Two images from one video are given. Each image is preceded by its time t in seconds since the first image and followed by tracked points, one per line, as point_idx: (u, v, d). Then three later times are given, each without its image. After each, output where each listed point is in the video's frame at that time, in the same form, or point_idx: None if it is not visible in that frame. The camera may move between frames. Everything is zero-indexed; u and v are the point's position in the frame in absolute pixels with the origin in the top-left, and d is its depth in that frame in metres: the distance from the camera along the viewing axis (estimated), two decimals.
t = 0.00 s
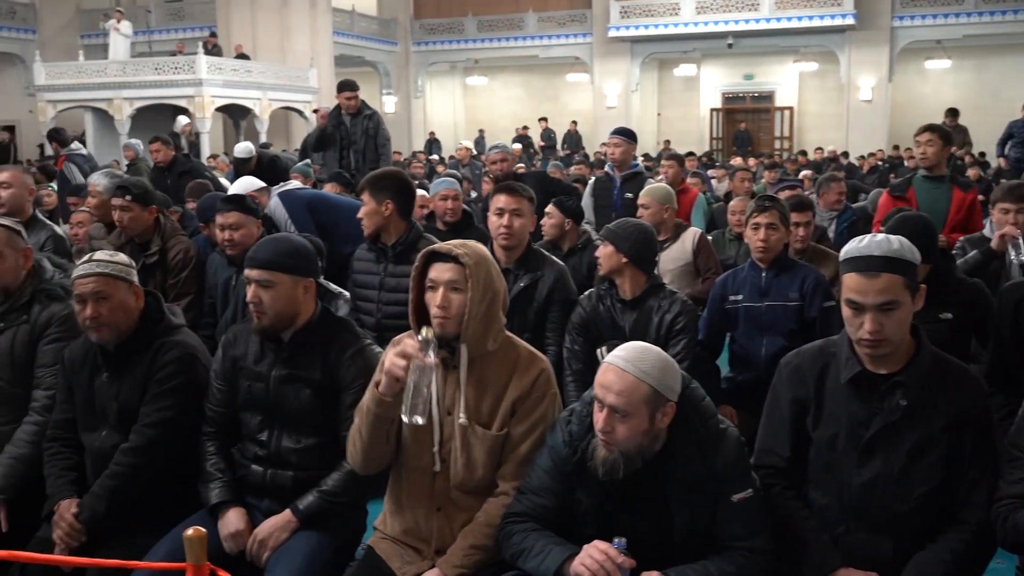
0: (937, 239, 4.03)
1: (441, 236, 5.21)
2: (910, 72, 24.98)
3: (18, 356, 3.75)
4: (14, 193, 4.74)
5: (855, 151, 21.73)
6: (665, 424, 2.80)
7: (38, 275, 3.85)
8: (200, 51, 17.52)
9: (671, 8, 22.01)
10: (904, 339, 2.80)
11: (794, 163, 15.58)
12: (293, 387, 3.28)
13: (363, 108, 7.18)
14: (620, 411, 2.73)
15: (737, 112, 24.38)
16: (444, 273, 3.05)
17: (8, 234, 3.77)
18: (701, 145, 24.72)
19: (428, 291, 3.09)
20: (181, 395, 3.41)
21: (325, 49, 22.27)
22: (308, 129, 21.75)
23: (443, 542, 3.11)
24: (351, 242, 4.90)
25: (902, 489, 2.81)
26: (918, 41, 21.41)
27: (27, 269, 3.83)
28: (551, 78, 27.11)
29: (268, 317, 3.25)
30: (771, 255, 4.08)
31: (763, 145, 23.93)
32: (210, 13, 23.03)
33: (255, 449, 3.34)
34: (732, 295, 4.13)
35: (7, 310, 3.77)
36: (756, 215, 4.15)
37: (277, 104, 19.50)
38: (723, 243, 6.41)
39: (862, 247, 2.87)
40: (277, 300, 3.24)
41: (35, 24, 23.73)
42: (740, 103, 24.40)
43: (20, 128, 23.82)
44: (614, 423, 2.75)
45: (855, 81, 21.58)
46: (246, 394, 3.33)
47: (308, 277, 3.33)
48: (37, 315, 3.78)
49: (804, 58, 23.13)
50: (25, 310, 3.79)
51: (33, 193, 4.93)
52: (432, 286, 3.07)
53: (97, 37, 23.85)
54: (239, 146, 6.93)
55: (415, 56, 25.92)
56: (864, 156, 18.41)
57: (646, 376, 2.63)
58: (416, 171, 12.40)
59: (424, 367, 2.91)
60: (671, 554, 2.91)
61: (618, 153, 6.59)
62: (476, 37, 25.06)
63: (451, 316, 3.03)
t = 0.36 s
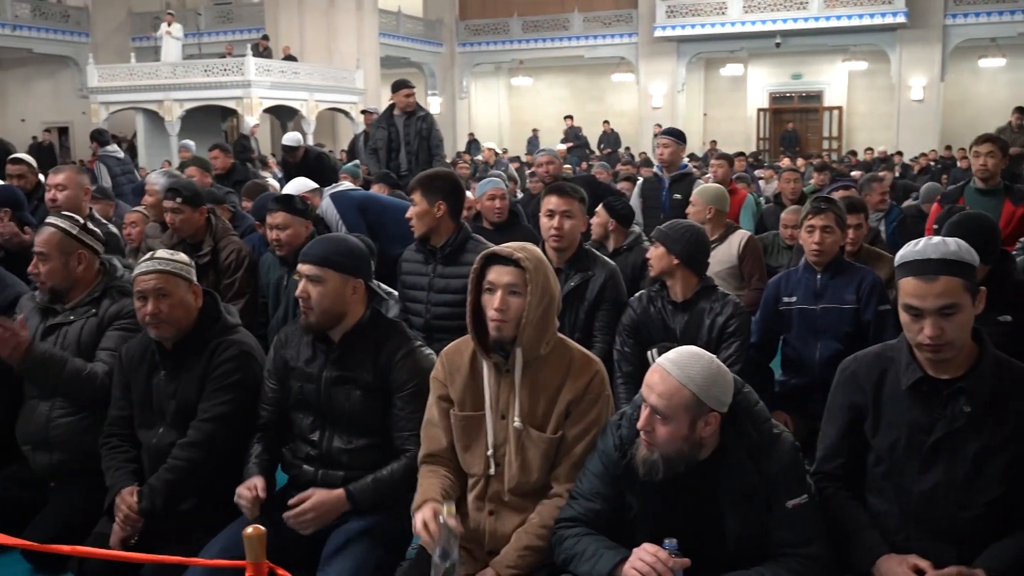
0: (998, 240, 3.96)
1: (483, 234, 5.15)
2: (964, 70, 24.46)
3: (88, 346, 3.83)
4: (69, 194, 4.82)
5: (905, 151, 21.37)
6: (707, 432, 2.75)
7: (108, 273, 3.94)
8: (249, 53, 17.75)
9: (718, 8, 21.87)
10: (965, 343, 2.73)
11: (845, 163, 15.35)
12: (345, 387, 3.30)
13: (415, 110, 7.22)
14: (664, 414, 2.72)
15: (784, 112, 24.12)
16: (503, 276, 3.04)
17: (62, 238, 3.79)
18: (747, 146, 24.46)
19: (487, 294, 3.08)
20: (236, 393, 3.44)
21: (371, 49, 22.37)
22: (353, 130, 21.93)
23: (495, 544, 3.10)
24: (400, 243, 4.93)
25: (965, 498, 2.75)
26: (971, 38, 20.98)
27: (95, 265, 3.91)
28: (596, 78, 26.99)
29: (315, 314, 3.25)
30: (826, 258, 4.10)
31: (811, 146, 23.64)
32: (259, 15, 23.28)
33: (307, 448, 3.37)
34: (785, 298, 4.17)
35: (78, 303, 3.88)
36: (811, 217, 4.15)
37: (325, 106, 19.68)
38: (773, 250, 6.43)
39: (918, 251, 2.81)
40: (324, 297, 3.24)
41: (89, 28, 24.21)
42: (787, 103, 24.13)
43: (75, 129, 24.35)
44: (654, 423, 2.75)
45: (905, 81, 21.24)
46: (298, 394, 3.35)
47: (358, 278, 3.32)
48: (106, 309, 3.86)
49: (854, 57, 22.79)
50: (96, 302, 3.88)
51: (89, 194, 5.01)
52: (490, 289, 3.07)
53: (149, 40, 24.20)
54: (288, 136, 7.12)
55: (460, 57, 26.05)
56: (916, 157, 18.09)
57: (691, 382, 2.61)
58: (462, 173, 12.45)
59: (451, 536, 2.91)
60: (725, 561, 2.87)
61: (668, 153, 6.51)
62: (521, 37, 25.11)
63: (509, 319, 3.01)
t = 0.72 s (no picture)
0: None
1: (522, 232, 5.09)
2: (1013, 69, 23.98)
3: (138, 343, 3.87)
4: (114, 194, 4.87)
5: (951, 152, 21.04)
6: (749, 439, 2.72)
7: (156, 272, 4.00)
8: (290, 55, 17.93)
9: (759, 8, 21.74)
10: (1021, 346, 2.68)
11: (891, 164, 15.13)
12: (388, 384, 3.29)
13: (462, 111, 7.27)
14: (703, 419, 2.70)
15: (826, 113, 23.88)
16: (551, 277, 3.02)
17: (103, 242, 3.83)
18: (789, 147, 24.21)
19: (534, 295, 3.07)
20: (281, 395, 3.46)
21: (410, 50, 22.49)
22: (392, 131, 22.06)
23: (538, 547, 3.08)
24: (444, 244, 4.94)
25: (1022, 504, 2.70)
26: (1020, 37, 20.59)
27: (144, 264, 3.97)
28: (636, 79, 26.87)
29: (359, 307, 3.25)
30: (875, 261, 4.06)
31: (854, 146, 23.40)
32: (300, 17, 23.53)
33: (350, 449, 3.36)
34: (834, 300, 4.15)
35: (127, 301, 3.94)
36: (860, 218, 4.10)
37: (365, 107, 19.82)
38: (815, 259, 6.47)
39: (966, 253, 2.76)
40: (369, 289, 3.24)
41: (134, 31, 24.63)
42: (829, 103, 23.87)
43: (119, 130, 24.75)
44: (695, 427, 2.73)
45: (951, 81, 20.94)
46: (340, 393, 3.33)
47: (402, 272, 3.32)
48: (154, 308, 3.93)
49: (898, 56, 22.49)
50: (145, 301, 3.94)
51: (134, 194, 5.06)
52: (538, 289, 3.05)
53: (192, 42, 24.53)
54: (325, 145, 7.23)
55: (499, 58, 26.16)
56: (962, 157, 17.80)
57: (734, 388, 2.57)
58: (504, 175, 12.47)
59: None
60: (775, 565, 2.83)
61: (710, 153, 6.51)
62: (560, 38, 25.16)
63: (556, 321, 3.00)
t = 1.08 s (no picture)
0: None
1: (563, 231, 5.07)
2: None
3: (181, 342, 3.90)
4: (162, 193, 4.93)
5: (997, 152, 20.69)
6: (806, 445, 2.70)
7: (203, 272, 4.02)
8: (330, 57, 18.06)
9: (800, 7, 21.57)
10: None
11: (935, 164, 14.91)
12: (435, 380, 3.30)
13: (499, 111, 7.26)
14: (764, 430, 2.65)
15: (868, 113, 23.60)
16: (600, 282, 3.00)
17: (162, 237, 3.87)
18: (829, 147, 23.92)
19: (582, 299, 3.04)
20: (329, 395, 3.47)
21: (448, 52, 22.56)
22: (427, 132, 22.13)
23: (583, 549, 3.07)
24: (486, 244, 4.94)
25: None
26: None
27: (191, 265, 3.99)
28: (674, 79, 26.74)
29: (412, 302, 3.25)
30: (925, 263, 4.02)
31: (896, 146, 23.07)
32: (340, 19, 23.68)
33: (396, 449, 3.36)
34: (883, 302, 4.12)
35: (175, 301, 3.97)
36: (912, 218, 4.05)
37: (403, 108, 19.92)
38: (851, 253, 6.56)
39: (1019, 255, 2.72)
40: (424, 283, 3.24)
41: (176, 33, 24.97)
42: (872, 103, 23.59)
43: (161, 130, 25.07)
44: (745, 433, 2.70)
45: (997, 80, 20.60)
46: (386, 391, 3.33)
47: (456, 272, 3.33)
48: (200, 307, 3.96)
49: (942, 55, 22.18)
50: (191, 299, 3.97)
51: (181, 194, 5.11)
52: (587, 294, 3.03)
53: (233, 44, 24.81)
54: (365, 147, 7.26)
55: (537, 59, 26.22)
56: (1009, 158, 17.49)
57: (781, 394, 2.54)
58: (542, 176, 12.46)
59: None
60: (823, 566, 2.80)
61: (755, 154, 6.44)
62: (598, 39, 25.18)
63: (605, 325, 2.98)
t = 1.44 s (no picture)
0: None
1: (602, 231, 5.09)
2: None
3: (223, 340, 3.96)
4: (205, 193, 4.99)
5: None
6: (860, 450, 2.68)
7: (245, 270, 4.07)
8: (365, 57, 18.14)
9: (838, 6, 21.36)
10: None
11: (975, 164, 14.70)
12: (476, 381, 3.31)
13: (527, 111, 7.25)
14: (844, 450, 2.60)
15: (906, 112, 23.32)
16: (648, 286, 2.99)
17: (224, 228, 3.97)
18: (866, 147, 23.65)
19: (628, 301, 3.04)
20: (369, 388, 3.48)
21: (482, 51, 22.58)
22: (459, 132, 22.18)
23: (626, 550, 3.07)
24: (526, 245, 4.96)
25: None
26: None
27: (237, 262, 4.06)
28: (710, 78, 26.58)
29: (459, 301, 3.25)
30: (972, 264, 3.97)
31: (935, 146, 22.75)
32: (373, 19, 23.78)
33: (438, 448, 3.37)
34: (928, 304, 4.10)
35: (217, 299, 4.03)
36: (958, 219, 4.01)
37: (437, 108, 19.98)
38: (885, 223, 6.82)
39: None
40: (472, 282, 3.25)
41: (213, 34, 25.23)
42: (910, 103, 23.34)
43: (199, 131, 25.33)
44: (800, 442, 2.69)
45: None
46: (431, 389, 3.35)
47: (501, 272, 3.33)
48: (243, 304, 4.00)
49: (983, 54, 21.86)
50: (234, 297, 4.03)
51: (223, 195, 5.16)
52: (633, 297, 3.02)
53: (269, 45, 25.03)
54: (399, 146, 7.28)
55: (571, 59, 26.24)
56: None
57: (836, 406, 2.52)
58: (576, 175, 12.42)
59: None
60: (871, 568, 2.78)
61: (795, 154, 6.43)
62: (632, 39, 25.12)
63: (650, 328, 2.97)
